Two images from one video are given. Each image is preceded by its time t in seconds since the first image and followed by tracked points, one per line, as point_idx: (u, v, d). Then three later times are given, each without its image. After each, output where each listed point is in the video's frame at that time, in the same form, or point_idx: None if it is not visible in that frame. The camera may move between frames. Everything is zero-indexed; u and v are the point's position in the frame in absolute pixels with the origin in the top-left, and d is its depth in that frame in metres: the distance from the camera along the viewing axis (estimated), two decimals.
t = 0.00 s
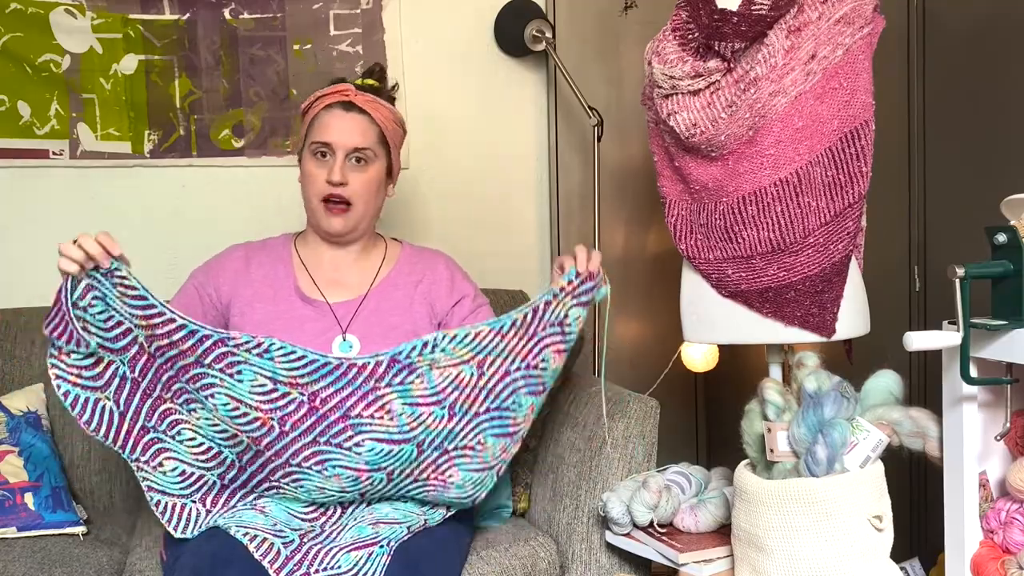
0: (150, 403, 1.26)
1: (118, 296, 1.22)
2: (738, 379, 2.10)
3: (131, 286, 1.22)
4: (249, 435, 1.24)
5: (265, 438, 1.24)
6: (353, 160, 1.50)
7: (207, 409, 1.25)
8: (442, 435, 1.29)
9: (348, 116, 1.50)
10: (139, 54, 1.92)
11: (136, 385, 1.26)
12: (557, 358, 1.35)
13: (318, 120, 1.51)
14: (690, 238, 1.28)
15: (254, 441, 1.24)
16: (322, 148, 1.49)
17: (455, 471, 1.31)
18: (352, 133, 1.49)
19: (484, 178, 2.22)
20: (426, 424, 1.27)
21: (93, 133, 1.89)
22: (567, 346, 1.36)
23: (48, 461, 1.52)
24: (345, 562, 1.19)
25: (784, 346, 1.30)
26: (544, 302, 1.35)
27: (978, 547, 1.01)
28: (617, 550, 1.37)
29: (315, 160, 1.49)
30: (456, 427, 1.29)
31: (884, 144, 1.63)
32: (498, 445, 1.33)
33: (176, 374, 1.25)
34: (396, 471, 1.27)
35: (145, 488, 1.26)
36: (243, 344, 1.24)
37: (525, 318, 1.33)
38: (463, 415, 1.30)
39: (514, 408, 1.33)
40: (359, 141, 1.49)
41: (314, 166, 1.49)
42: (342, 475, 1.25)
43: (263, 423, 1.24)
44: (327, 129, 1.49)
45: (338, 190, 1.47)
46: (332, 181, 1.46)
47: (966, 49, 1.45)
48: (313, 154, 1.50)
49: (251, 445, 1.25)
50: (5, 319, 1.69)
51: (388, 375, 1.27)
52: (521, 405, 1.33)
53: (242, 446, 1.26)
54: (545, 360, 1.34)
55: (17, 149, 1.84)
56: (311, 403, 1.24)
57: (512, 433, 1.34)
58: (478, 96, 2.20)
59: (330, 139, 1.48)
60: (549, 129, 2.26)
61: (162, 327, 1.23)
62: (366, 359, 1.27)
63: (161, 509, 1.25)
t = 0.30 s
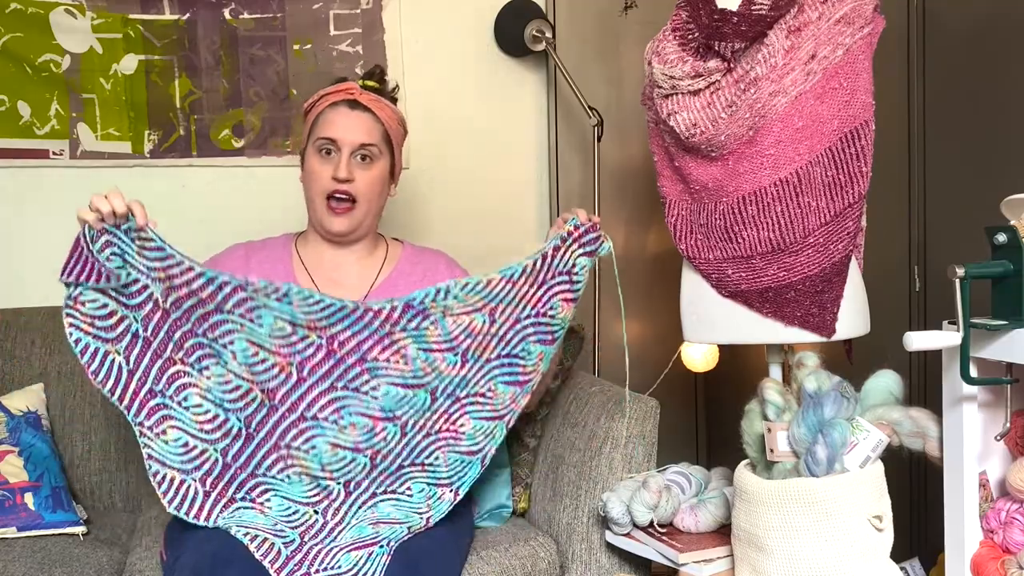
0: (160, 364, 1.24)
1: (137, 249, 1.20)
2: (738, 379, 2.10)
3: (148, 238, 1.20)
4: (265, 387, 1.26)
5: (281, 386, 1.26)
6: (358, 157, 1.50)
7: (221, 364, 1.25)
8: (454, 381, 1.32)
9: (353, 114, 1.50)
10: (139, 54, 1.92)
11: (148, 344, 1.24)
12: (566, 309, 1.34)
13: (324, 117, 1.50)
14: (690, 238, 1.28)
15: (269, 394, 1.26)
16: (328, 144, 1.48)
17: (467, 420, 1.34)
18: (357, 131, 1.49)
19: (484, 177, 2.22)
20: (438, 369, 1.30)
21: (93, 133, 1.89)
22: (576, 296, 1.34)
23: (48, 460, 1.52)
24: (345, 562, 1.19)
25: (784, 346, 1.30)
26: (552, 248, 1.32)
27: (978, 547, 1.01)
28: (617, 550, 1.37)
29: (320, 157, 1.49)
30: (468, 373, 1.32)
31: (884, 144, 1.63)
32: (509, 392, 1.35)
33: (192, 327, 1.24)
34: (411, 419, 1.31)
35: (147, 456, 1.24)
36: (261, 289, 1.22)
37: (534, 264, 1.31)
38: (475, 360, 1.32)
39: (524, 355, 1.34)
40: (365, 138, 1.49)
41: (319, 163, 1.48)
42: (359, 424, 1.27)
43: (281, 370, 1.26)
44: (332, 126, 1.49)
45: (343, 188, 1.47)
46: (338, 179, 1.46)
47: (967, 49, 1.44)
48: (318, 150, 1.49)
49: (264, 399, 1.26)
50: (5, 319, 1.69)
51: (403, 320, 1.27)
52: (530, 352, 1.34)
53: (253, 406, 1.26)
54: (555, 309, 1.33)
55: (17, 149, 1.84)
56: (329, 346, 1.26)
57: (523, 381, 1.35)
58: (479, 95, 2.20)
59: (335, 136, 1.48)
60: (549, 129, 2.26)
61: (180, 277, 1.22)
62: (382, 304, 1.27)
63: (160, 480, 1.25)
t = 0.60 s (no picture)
0: (153, 366, 1.26)
1: (116, 258, 1.24)
2: (739, 379, 2.10)
3: (125, 240, 1.24)
4: (255, 376, 1.29)
5: (271, 373, 1.30)
6: (357, 160, 1.49)
7: (211, 357, 1.28)
8: (436, 370, 1.34)
9: (350, 116, 1.50)
10: (139, 54, 1.92)
11: (138, 351, 1.26)
12: (551, 318, 1.36)
13: (322, 120, 1.50)
14: (690, 238, 1.28)
15: (260, 383, 1.29)
16: (326, 148, 1.48)
17: (443, 411, 1.34)
18: (356, 133, 1.48)
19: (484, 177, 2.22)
20: (421, 356, 1.34)
21: (93, 133, 1.89)
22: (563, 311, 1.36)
23: (48, 460, 1.52)
24: (345, 562, 1.20)
25: (784, 346, 1.30)
26: (547, 259, 1.36)
27: (978, 547, 1.01)
28: (617, 550, 1.37)
29: (319, 160, 1.49)
30: (448, 364, 1.35)
31: (884, 144, 1.63)
32: (488, 389, 1.35)
33: (179, 326, 1.27)
34: (393, 406, 1.33)
35: (147, 454, 1.26)
36: (244, 282, 1.28)
37: (526, 270, 1.35)
38: (457, 352, 1.35)
39: (505, 353, 1.36)
40: (363, 140, 1.49)
41: (318, 167, 1.48)
42: (346, 406, 1.31)
43: (270, 358, 1.29)
44: (330, 128, 1.49)
45: (341, 192, 1.47)
46: (337, 182, 1.46)
47: (967, 49, 1.44)
48: (316, 154, 1.49)
49: (256, 389, 1.29)
50: (5, 319, 1.69)
51: (387, 308, 1.32)
52: (511, 352, 1.36)
53: (245, 397, 1.29)
54: (538, 318, 1.35)
55: (17, 149, 1.84)
56: (315, 333, 1.30)
57: (504, 381, 1.36)
58: (478, 96, 2.20)
59: (333, 139, 1.47)
60: (549, 130, 2.26)
61: (160, 274, 1.26)
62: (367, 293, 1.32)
63: (160, 477, 1.26)
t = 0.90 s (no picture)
0: (154, 371, 1.26)
1: (115, 263, 1.25)
2: (739, 379, 2.10)
3: (123, 245, 1.25)
4: (254, 385, 1.29)
5: (269, 382, 1.29)
6: (361, 158, 1.50)
7: (210, 364, 1.28)
8: (438, 380, 1.34)
9: (353, 114, 1.50)
10: (139, 54, 1.92)
11: (141, 356, 1.26)
12: (554, 325, 1.36)
13: (323, 118, 1.50)
14: (690, 238, 1.28)
15: (258, 391, 1.29)
16: (329, 146, 1.48)
17: (447, 423, 1.33)
18: (358, 130, 1.49)
19: (483, 177, 2.22)
20: (422, 365, 1.33)
21: (93, 133, 1.89)
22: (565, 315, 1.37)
23: (48, 460, 1.52)
24: (345, 562, 1.20)
25: (784, 346, 1.30)
26: (551, 264, 1.38)
27: (979, 547, 1.01)
28: (617, 550, 1.37)
29: (322, 159, 1.49)
30: (450, 373, 1.34)
31: (884, 144, 1.63)
32: (492, 400, 1.35)
33: (179, 332, 1.28)
34: (395, 417, 1.32)
35: (149, 459, 1.25)
36: (243, 287, 1.29)
37: (529, 275, 1.37)
38: (459, 361, 1.35)
39: (507, 363, 1.36)
40: (366, 138, 1.49)
41: (323, 165, 1.48)
42: (345, 419, 1.30)
43: (268, 365, 1.29)
44: (333, 127, 1.48)
45: (348, 189, 1.47)
46: (344, 180, 1.46)
47: (967, 50, 1.44)
48: (320, 152, 1.49)
49: (254, 398, 1.29)
50: (6, 319, 1.69)
51: (388, 314, 1.33)
52: (514, 361, 1.36)
53: (244, 405, 1.29)
54: (541, 324, 1.36)
55: (17, 149, 1.84)
56: (315, 340, 1.31)
57: (507, 392, 1.35)
58: (479, 97, 2.20)
59: (337, 137, 1.47)
60: (549, 129, 2.26)
61: (159, 277, 1.26)
62: (368, 299, 1.33)
63: (161, 483, 1.25)
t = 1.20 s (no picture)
0: (160, 341, 1.26)
1: (136, 228, 1.26)
2: (739, 379, 2.10)
3: (144, 213, 1.27)
4: (259, 353, 1.29)
5: (274, 350, 1.30)
6: (360, 157, 1.49)
7: (219, 334, 1.29)
8: (437, 344, 1.35)
9: (352, 114, 1.50)
10: (139, 54, 1.92)
11: (149, 324, 1.26)
12: (546, 279, 1.39)
13: (322, 118, 1.50)
14: (690, 238, 1.28)
15: (263, 359, 1.29)
16: (329, 146, 1.48)
17: (450, 387, 1.34)
18: (357, 130, 1.49)
19: (484, 177, 2.22)
20: (422, 331, 1.35)
21: (93, 133, 1.89)
22: (555, 270, 1.39)
23: (48, 460, 1.52)
24: (345, 562, 1.21)
25: (784, 347, 1.30)
26: (537, 222, 1.40)
27: (978, 547, 1.01)
28: (617, 550, 1.37)
29: (321, 158, 1.48)
30: (450, 336, 1.36)
31: (884, 144, 1.63)
32: (492, 358, 1.36)
33: (191, 300, 1.28)
34: (395, 383, 1.33)
35: (147, 428, 1.25)
36: (252, 258, 1.32)
37: (519, 234, 1.39)
38: (458, 324, 1.36)
39: (505, 321, 1.37)
40: (366, 137, 1.49)
41: (321, 164, 1.48)
42: (345, 384, 1.31)
43: (274, 334, 1.30)
44: (332, 126, 1.48)
45: (347, 189, 1.47)
46: (343, 179, 1.46)
47: (967, 49, 1.44)
48: (319, 152, 1.49)
49: (259, 365, 1.29)
50: (6, 319, 1.69)
51: (387, 282, 1.35)
52: (511, 319, 1.37)
53: (248, 373, 1.29)
54: (533, 280, 1.39)
55: (17, 149, 1.84)
56: (318, 310, 1.32)
57: (506, 350, 1.36)
58: (479, 97, 2.20)
59: (336, 136, 1.47)
60: (549, 129, 2.26)
61: (177, 246, 1.29)
62: (367, 269, 1.35)
63: (159, 452, 1.25)
